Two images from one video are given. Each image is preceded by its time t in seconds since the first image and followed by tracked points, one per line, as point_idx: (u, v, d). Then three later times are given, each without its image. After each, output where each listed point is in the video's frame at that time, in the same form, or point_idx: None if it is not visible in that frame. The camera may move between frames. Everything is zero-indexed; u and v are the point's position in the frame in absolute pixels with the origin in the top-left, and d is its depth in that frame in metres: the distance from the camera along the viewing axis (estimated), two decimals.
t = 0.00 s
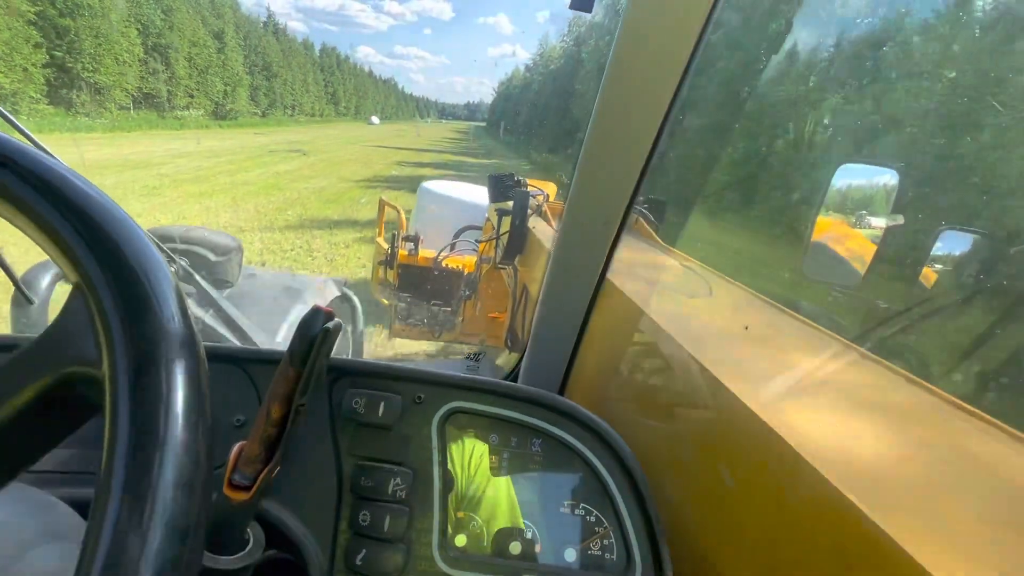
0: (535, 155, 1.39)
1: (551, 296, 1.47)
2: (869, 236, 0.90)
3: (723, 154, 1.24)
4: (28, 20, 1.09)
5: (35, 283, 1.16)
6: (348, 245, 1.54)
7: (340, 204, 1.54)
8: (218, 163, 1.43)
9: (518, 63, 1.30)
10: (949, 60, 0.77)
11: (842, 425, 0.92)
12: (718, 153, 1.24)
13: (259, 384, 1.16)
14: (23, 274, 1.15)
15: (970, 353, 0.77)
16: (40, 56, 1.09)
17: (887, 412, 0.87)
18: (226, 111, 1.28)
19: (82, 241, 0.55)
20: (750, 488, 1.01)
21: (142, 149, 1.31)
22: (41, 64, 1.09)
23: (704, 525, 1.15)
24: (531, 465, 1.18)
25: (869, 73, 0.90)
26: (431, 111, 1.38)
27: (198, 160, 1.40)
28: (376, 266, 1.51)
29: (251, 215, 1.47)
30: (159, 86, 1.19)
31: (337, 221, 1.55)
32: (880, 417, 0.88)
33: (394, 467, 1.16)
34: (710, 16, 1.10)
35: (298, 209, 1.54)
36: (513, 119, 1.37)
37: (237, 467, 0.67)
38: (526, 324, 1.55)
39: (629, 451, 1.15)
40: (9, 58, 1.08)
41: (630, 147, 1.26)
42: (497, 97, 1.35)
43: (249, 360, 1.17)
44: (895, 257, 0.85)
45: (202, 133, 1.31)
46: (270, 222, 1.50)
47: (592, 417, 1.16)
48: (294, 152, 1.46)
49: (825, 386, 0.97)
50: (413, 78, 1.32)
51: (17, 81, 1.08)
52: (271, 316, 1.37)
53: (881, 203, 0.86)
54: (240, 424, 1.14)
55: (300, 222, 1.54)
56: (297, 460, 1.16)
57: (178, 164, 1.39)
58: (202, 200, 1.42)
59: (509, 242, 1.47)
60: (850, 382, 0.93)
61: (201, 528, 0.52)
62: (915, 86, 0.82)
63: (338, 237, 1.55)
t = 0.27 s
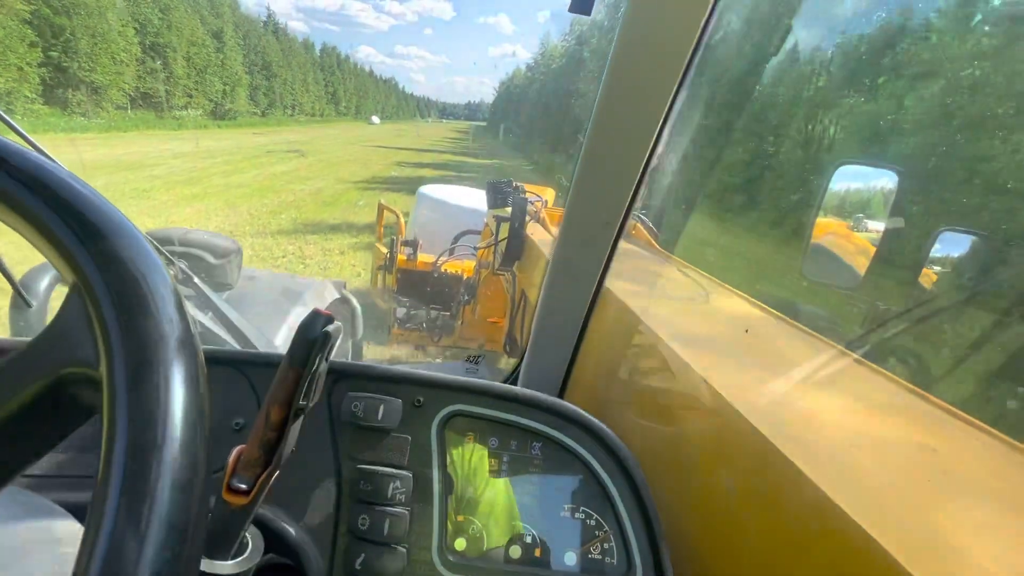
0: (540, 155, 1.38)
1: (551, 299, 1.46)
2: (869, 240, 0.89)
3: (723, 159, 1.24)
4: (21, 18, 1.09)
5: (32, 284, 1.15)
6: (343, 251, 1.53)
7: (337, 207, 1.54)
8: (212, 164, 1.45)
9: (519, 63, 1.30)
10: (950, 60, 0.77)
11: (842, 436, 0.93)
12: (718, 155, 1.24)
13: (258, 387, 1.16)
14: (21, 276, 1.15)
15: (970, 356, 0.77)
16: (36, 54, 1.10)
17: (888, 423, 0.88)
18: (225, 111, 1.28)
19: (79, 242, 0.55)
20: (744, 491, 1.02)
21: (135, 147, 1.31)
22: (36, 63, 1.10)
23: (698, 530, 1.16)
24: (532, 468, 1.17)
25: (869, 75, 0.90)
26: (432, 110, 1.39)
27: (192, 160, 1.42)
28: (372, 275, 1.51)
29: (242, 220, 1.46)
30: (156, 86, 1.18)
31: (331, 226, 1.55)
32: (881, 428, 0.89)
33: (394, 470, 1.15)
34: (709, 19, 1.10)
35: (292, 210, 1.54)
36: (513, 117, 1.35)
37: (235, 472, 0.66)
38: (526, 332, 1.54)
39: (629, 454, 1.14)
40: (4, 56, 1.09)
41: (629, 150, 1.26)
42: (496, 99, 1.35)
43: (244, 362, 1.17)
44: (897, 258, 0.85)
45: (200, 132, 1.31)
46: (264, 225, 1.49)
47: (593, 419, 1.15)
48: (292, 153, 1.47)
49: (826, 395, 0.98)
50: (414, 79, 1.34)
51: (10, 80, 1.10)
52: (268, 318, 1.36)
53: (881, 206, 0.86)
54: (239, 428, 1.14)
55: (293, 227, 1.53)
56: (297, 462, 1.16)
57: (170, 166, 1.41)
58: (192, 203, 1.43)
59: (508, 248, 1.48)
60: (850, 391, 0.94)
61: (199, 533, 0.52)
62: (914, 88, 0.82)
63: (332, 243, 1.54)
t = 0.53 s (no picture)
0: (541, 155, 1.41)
1: (550, 298, 1.46)
2: (869, 239, 0.91)
3: (721, 158, 1.24)
4: (19, 18, 1.06)
5: (36, 284, 1.16)
6: (341, 254, 1.70)
7: (335, 207, 1.75)
8: (207, 166, 1.53)
9: (519, 62, 1.31)
10: (952, 59, 0.77)
11: (850, 439, 0.93)
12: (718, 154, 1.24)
13: (259, 385, 1.16)
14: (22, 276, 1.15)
15: (967, 354, 0.77)
16: (32, 53, 1.08)
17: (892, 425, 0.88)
18: (224, 111, 1.28)
19: (83, 242, 0.55)
20: (746, 493, 1.02)
21: (133, 148, 1.36)
22: (33, 62, 1.08)
23: (702, 530, 1.16)
24: (533, 466, 1.17)
25: (870, 73, 0.90)
26: (432, 110, 1.42)
27: (187, 163, 1.50)
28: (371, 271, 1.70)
29: (239, 220, 1.56)
30: (157, 87, 1.19)
31: (325, 228, 1.74)
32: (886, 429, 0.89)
33: (396, 468, 1.15)
34: (711, 16, 1.11)
35: (295, 213, 1.72)
36: (511, 118, 1.41)
37: (239, 470, 0.67)
38: (525, 334, 1.56)
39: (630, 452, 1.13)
40: None
41: (630, 148, 1.26)
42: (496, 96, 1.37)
43: (246, 361, 1.17)
44: (897, 257, 0.85)
45: (202, 130, 1.33)
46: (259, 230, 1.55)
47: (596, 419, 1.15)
48: (291, 151, 1.55)
49: (830, 395, 0.98)
50: (414, 78, 1.35)
51: (7, 79, 1.07)
52: (269, 317, 1.37)
53: (881, 204, 0.86)
54: (240, 427, 1.14)
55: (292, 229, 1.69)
56: (298, 461, 1.17)
57: (164, 167, 1.50)
58: (191, 203, 1.51)
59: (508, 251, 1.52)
60: (852, 391, 0.94)
61: (206, 531, 0.52)
62: (914, 87, 0.82)
63: (330, 247, 1.70)
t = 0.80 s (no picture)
0: (540, 158, 1.41)
1: (550, 297, 1.47)
2: (869, 239, 0.91)
3: (720, 156, 1.24)
4: (17, 18, 1.06)
5: (35, 285, 1.15)
6: (339, 256, 1.70)
7: (334, 208, 1.73)
8: (204, 167, 1.53)
9: (518, 62, 1.31)
10: (951, 60, 0.77)
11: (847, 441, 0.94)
12: (717, 153, 1.24)
13: (259, 385, 1.16)
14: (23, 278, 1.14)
15: (968, 356, 0.77)
16: (30, 53, 1.08)
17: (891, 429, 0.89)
18: (223, 110, 1.28)
19: (80, 243, 0.54)
20: (743, 495, 1.02)
21: (132, 147, 1.36)
22: (31, 62, 1.08)
23: (700, 532, 1.17)
24: (532, 466, 1.17)
25: (868, 73, 0.90)
26: (432, 110, 1.42)
27: (185, 163, 1.49)
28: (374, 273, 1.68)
29: (237, 221, 1.55)
30: (156, 87, 1.19)
31: (324, 228, 1.73)
32: (885, 434, 0.90)
33: (395, 468, 1.15)
34: (709, 17, 1.12)
35: (294, 211, 1.72)
36: (511, 117, 1.41)
37: (239, 470, 0.67)
38: (525, 337, 1.56)
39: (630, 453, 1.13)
40: None
41: (629, 148, 1.26)
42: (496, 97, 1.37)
43: (249, 362, 1.17)
44: (896, 257, 0.86)
45: (201, 130, 1.33)
46: (258, 231, 1.56)
47: (596, 419, 1.15)
48: (290, 151, 1.56)
49: (832, 399, 0.99)
50: (414, 78, 1.35)
51: (5, 79, 1.06)
52: (269, 317, 1.38)
53: (879, 203, 0.86)
54: (240, 426, 1.14)
55: (292, 225, 1.70)
56: (298, 460, 1.17)
57: (163, 166, 1.49)
58: (187, 204, 1.49)
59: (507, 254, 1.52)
60: (856, 395, 0.95)
61: (208, 531, 0.53)
62: (914, 87, 0.82)
63: (328, 249, 1.69)
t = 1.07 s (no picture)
0: (540, 158, 1.43)
1: (551, 296, 1.47)
2: (873, 238, 0.90)
3: (722, 156, 1.24)
4: (19, 18, 1.08)
5: (38, 283, 1.17)
6: (338, 258, 1.63)
7: (335, 208, 1.66)
8: (205, 167, 1.52)
9: (519, 62, 1.31)
10: (951, 61, 0.78)
11: (848, 445, 0.94)
12: (720, 153, 1.24)
13: (261, 383, 1.17)
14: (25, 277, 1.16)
15: (970, 356, 0.77)
16: (31, 53, 1.09)
17: (894, 433, 0.89)
18: (224, 110, 1.28)
19: (81, 239, 0.54)
20: (743, 497, 1.02)
21: (132, 147, 1.36)
22: (32, 62, 1.09)
23: (701, 535, 1.17)
24: (532, 465, 1.17)
25: (870, 73, 0.90)
26: (433, 109, 1.42)
27: (184, 163, 1.48)
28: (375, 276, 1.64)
29: (235, 222, 1.51)
30: (156, 86, 1.19)
31: (325, 229, 1.66)
32: (886, 438, 0.90)
33: (396, 467, 1.16)
34: (712, 13, 1.11)
35: (292, 214, 1.64)
36: (513, 116, 1.40)
37: (239, 468, 0.67)
38: (525, 338, 1.59)
39: (633, 455, 1.13)
40: None
41: (631, 146, 1.26)
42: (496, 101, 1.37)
43: (248, 360, 1.17)
44: (900, 256, 0.85)
45: (202, 130, 1.32)
46: (256, 231, 1.52)
47: (596, 418, 1.15)
48: (291, 152, 1.55)
49: (835, 403, 0.99)
50: (415, 78, 1.35)
51: (8, 78, 1.06)
52: (269, 316, 1.38)
53: (881, 202, 0.86)
54: (241, 425, 1.14)
55: (288, 228, 1.60)
56: (299, 459, 1.17)
57: (162, 167, 1.48)
58: (187, 204, 1.48)
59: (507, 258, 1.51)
60: (859, 399, 0.95)
61: (212, 522, 0.51)
62: (917, 86, 0.82)
63: (326, 251, 1.62)
